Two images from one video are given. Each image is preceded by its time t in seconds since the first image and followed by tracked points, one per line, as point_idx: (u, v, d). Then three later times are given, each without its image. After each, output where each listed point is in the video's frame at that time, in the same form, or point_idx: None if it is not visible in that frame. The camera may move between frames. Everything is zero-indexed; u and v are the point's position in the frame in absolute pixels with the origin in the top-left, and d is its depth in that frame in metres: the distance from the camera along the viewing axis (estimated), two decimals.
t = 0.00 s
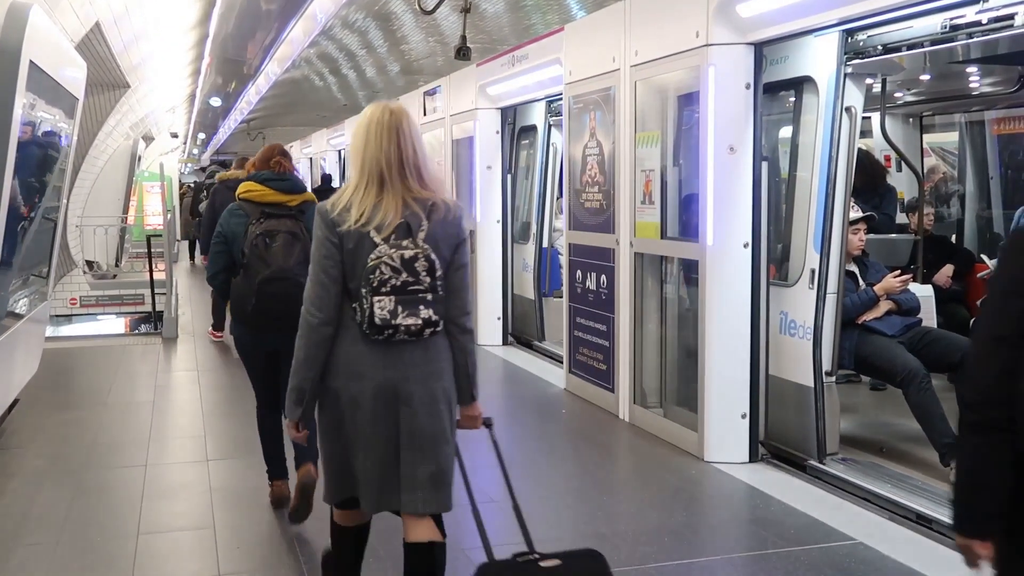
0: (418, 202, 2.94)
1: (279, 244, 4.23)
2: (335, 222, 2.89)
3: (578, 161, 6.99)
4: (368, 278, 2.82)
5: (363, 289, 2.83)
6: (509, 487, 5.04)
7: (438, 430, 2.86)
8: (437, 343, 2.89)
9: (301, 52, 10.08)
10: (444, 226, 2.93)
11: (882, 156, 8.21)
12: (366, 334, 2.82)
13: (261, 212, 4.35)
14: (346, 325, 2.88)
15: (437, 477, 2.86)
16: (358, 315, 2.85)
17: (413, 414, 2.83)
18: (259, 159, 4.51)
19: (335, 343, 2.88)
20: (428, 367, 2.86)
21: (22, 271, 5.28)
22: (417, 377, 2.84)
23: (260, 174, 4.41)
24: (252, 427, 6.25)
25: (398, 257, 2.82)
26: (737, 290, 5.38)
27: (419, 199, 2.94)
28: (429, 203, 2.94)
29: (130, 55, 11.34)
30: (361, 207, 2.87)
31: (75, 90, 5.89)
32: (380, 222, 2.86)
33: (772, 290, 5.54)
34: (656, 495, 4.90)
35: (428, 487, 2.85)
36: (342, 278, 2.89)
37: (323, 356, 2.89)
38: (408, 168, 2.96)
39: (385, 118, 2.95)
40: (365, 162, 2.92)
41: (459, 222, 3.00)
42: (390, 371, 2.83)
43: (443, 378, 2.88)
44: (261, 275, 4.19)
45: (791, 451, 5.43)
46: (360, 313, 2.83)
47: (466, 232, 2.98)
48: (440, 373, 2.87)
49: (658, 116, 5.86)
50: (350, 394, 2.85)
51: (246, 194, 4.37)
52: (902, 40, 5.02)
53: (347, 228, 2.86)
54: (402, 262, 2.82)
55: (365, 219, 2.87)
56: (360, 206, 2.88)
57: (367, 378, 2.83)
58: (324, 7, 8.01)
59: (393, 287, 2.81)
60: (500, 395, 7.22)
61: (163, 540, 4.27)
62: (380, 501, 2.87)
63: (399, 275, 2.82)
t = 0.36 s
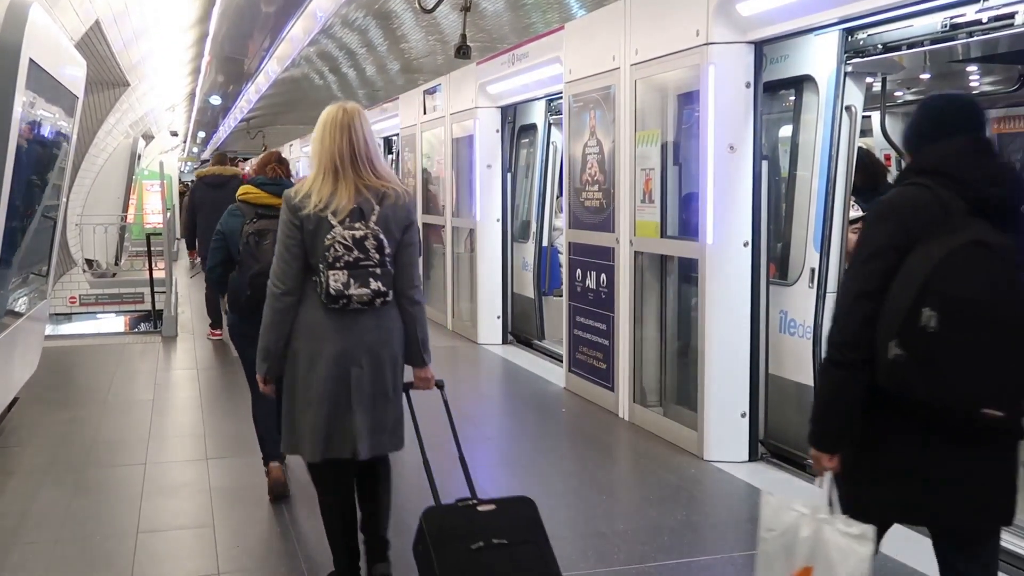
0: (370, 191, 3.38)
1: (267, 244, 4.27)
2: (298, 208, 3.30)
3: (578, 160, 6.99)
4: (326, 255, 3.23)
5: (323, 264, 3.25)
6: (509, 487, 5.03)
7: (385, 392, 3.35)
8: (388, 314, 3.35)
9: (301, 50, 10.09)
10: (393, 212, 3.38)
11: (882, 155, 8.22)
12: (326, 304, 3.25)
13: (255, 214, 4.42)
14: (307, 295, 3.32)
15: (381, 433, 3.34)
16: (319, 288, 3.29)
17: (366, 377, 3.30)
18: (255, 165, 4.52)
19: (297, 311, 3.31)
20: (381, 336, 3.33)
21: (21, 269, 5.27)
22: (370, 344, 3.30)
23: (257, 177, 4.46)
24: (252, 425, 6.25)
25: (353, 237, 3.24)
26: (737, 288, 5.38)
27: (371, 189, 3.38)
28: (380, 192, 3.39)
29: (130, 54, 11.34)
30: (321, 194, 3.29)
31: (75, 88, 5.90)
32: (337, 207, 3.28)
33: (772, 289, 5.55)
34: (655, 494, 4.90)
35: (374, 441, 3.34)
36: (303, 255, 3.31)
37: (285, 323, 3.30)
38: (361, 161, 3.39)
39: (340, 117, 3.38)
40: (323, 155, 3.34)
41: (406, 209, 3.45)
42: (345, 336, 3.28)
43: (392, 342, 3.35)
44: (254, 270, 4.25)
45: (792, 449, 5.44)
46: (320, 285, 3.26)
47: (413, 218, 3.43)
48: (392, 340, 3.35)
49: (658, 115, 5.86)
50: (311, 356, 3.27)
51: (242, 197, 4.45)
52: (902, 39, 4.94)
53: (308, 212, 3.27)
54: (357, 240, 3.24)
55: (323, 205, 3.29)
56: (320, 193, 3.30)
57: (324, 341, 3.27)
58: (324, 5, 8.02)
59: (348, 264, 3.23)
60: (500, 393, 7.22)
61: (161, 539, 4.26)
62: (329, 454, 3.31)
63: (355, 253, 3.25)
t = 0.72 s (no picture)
0: (343, 203, 3.89)
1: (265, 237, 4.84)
2: (280, 217, 3.84)
3: (579, 158, 6.99)
4: (301, 256, 3.73)
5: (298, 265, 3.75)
6: (510, 486, 5.03)
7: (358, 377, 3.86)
8: (358, 310, 3.86)
9: (302, 49, 10.08)
10: (362, 221, 3.88)
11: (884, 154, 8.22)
12: (300, 300, 3.74)
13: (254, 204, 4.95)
14: (287, 293, 3.84)
15: (355, 413, 3.83)
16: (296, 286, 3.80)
17: (342, 362, 3.81)
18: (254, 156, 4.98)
19: (279, 306, 3.84)
20: (352, 328, 3.83)
21: (23, 268, 5.27)
22: (344, 335, 3.81)
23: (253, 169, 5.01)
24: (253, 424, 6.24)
25: (323, 241, 3.72)
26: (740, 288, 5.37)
27: (343, 201, 3.89)
28: (352, 203, 3.90)
29: (131, 53, 11.33)
30: (298, 204, 3.81)
31: (77, 88, 5.90)
32: (312, 216, 3.80)
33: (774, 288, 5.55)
34: (656, 493, 4.90)
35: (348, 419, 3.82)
36: (283, 258, 3.83)
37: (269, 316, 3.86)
38: (336, 178, 3.92)
39: (319, 138, 3.91)
40: (303, 172, 3.88)
41: (376, 219, 3.94)
42: (319, 328, 3.77)
43: (363, 333, 3.85)
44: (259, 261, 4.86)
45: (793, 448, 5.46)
46: (297, 283, 3.77)
47: (382, 226, 3.91)
48: (361, 332, 3.85)
49: (659, 114, 5.86)
50: (294, 344, 3.78)
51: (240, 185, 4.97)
52: (905, 37, 5.09)
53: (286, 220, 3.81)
54: (327, 243, 3.73)
55: (301, 214, 3.82)
56: (298, 204, 3.83)
57: (299, 332, 3.78)
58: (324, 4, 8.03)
59: (319, 264, 3.70)
60: (501, 392, 7.22)
61: (163, 538, 4.26)
62: (310, 432, 3.75)
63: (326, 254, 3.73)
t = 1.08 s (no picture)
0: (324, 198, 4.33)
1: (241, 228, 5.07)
2: (269, 211, 4.27)
3: (580, 159, 6.99)
4: (289, 247, 4.16)
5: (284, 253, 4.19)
6: (511, 486, 5.03)
7: (341, 356, 4.26)
8: (340, 294, 4.28)
9: (302, 50, 10.09)
10: (343, 213, 4.31)
11: (884, 154, 8.23)
12: (288, 284, 4.17)
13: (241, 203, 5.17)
14: (277, 280, 4.27)
15: (338, 389, 4.24)
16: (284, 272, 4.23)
17: (325, 341, 4.22)
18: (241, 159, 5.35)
19: (270, 290, 4.28)
20: (333, 310, 4.25)
21: (23, 268, 5.27)
22: (326, 316, 4.23)
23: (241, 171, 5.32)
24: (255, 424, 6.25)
25: (306, 231, 4.15)
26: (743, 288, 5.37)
27: (325, 195, 4.31)
28: (332, 198, 4.32)
29: (132, 53, 11.34)
30: (283, 198, 4.24)
31: (77, 88, 5.90)
32: (296, 209, 4.23)
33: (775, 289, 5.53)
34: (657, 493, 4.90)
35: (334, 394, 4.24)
36: (272, 246, 4.26)
37: (261, 299, 4.29)
38: (318, 175, 4.35)
39: (300, 141, 4.34)
40: (287, 170, 4.31)
41: (354, 212, 4.36)
42: (306, 310, 4.21)
43: (345, 315, 4.27)
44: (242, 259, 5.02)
45: (794, 449, 5.45)
46: (285, 271, 4.19)
47: (360, 218, 4.32)
48: (342, 314, 4.27)
49: (660, 114, 5.86)
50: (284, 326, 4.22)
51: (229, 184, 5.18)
52: (907, 38, 5.06)
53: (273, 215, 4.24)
54: (312, 235, 4.16)
55: (286, 208, 4.24)
56: (285, 199, 4.26)
57: (289, 316, 4.22)
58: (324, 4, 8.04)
59: (303, 251, 4.14)
60: (502, 392, 7.22)
61: (164, 538, 4.26)
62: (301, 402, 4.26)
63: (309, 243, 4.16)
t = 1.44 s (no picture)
0: (298, 190, 4.87)
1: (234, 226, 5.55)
2: (247, 204, 4.79)
3: (581, 160, 6.99)
4: (265, 235, 4.70)
5: (263, 242, 4.72)
6: (511, 487, 5.04)
7: (312, 337, 4.79)
8: (314, 277, 4.84)
9: (303, 51, 10.09)
10: (315, 204, 4.86)
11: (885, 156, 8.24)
12: (266, 270, 4.71)
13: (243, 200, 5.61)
14: (255, 266, 4.80)
15: (308, 365, 4.77)
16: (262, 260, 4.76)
17: (300, 323, 4.76)
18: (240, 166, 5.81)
19: (250, 275, 4.80)
20: (309, 292, 4.81)
21: (24, 269, 5.27)
22: (300, 297, 4.78)
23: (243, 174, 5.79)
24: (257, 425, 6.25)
25: (282, 222, 4.69)
26: (743, 288, 5.37)
27: (298, 189, 4.85)
28: (306, 191, 4.88)
29: (133, 54, 11.34)
30: (261, 193, 4.76)
31: (78, 89, 5.89)
32: (272, 202, 4.76)
33: (776, 290, 5.53)
34: (658, 494, 4.91)
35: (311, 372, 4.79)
36: (251, 236, 4.78)
37: (240, 285, 4.80)
38: (292, 171, 4.88)
39: (275, 140, 4.86)
40: (263, 166, 4.82)
41: (325, 204, 4.92)
42: (283, 293, 4.75)
43: (317, 296, 4.82)
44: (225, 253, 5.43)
45: (795, 451, 5.44)
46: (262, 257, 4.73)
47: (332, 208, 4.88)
48: (316, 296, 4.83)
49: (661, 116, 5.86)
50: (262, 308, 4.75)
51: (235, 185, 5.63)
52: (908, 40, 5.05)
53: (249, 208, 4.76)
54: (286, 224, 4.71)
55: (263, 201, 4.77)
56: (261, 193, 4.79)
57: (267, 298, 4.75)
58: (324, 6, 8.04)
59: (280, 240, 4.68)
60: (502, 393, 7.23)
61: (165, 539, 4.26)
62: (273, 375, 4.74)
63: (285, 232, 4.71)
